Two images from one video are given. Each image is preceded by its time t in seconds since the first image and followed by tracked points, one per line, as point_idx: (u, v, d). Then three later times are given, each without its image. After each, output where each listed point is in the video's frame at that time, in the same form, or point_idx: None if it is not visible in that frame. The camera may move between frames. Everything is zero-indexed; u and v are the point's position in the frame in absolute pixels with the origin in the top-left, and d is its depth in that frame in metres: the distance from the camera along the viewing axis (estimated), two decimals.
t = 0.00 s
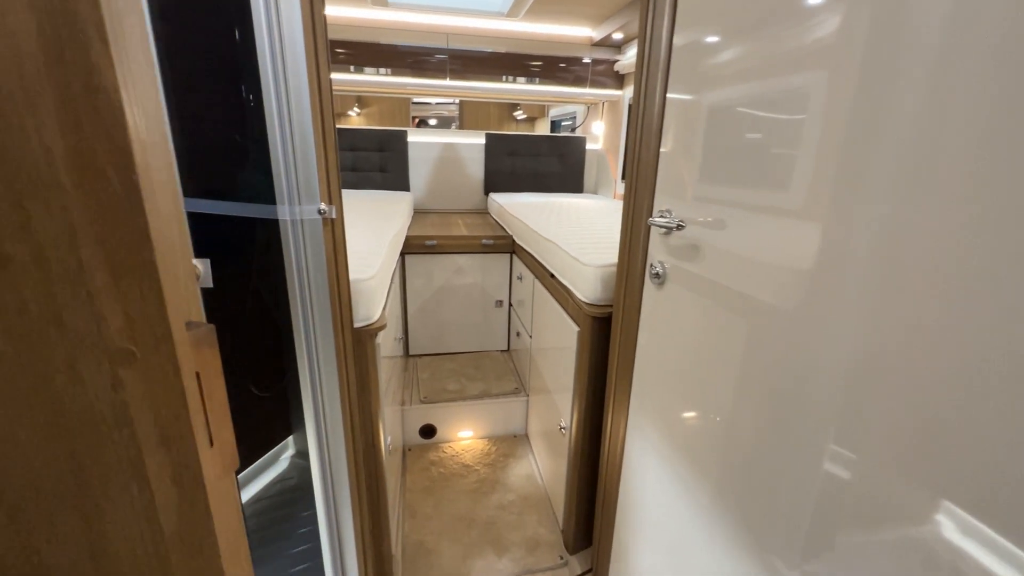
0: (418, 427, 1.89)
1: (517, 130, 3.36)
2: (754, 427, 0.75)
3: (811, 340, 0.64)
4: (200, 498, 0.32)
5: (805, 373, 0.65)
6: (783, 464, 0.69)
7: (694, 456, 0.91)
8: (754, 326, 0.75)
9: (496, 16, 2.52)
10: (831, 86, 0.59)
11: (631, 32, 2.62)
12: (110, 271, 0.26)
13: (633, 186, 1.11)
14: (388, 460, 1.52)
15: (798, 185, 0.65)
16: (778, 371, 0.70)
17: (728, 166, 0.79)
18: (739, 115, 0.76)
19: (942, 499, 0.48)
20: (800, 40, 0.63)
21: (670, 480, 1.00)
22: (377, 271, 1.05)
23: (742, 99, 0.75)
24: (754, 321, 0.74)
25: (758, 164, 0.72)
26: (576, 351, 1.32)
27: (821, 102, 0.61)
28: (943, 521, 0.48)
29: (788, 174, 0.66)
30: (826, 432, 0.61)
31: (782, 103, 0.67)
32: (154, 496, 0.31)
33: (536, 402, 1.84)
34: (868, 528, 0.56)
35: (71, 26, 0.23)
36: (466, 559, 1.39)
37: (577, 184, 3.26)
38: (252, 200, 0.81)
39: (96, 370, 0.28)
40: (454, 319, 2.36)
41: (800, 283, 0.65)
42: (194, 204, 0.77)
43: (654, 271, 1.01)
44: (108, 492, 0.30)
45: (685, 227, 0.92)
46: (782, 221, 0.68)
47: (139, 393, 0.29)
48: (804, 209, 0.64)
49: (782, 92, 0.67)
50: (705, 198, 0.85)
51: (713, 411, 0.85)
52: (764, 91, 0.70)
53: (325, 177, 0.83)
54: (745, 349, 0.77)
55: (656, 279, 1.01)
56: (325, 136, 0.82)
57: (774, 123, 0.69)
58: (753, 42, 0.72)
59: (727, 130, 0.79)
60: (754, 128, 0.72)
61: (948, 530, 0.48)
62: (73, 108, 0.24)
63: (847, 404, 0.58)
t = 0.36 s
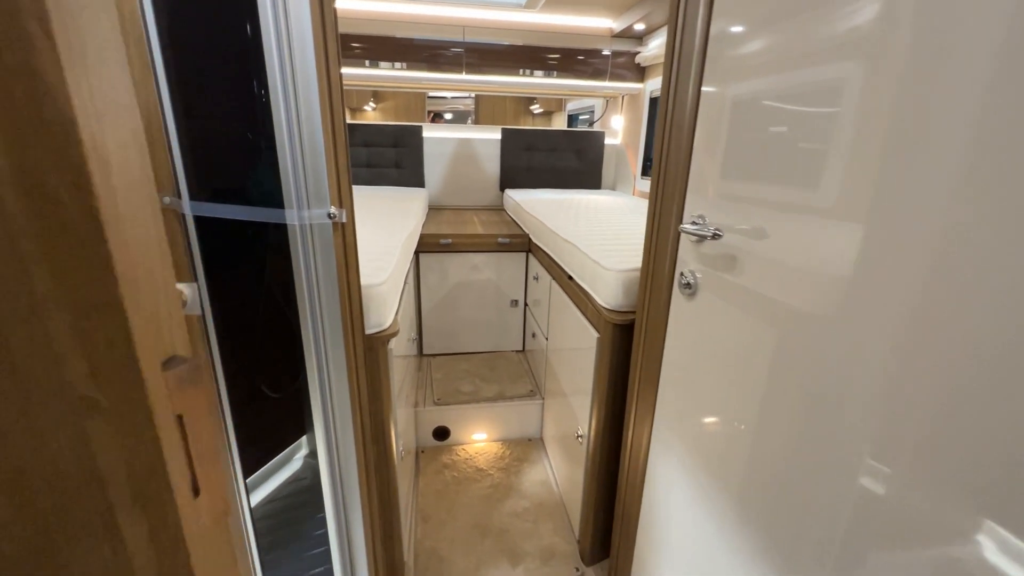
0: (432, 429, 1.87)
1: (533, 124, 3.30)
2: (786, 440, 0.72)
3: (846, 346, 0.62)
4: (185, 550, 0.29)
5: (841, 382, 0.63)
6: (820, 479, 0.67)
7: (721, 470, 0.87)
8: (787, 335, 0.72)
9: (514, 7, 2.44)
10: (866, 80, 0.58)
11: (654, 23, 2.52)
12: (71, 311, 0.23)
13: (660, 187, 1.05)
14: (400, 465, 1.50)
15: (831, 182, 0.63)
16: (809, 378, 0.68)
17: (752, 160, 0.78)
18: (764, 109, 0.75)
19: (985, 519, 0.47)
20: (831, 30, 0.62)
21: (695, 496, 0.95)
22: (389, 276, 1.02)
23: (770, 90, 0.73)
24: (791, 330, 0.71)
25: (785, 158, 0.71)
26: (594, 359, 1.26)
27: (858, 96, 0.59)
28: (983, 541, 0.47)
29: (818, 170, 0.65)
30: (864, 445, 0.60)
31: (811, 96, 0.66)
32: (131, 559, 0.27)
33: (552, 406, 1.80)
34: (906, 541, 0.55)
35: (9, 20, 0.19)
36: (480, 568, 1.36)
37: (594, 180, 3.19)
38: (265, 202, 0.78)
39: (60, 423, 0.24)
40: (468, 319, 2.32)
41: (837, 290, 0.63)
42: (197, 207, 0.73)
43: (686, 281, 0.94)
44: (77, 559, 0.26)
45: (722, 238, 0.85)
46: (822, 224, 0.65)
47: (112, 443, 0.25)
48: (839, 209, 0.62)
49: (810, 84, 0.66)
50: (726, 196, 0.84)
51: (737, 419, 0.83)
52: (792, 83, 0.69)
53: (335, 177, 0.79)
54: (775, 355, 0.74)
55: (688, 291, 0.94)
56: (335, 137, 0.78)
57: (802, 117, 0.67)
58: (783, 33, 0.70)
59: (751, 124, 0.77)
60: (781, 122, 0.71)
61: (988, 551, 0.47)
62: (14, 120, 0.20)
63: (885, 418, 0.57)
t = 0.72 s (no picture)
0: (439, 431, 1.83)
1: (544, 119, 3.23)
2: (811, 452, 0.69)
3: (877, 350, 0.58)
4: None
5: (873, 392, 0.59)
6: (852, 496, 0.63)
7: (743, 486, 0.83)
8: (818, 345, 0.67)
9: None
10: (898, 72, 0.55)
11: (671, 15, 2.44)
12: None
13: (684, 189, 0.97)
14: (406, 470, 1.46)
15: (857, 179, 0.61)
16: (838, 388, 0.64)
17: (768, 154, 0.75)
18: (781, 104, 0.72)
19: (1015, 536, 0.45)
20: (859, 22, 0.59)
21: (715, 515, 0.90)
22: (394, 279, 0.98)
23: (786, 82, 0.70)
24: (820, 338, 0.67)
25: (803, 154, 0.68)
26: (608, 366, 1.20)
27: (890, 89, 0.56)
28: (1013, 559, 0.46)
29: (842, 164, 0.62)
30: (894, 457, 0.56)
31: (833, 90, 0.63)
32: None
33: (562, 410, 1.75)
34: (934, 558, 0.53)
35: None
36: None
37: (607, 177, 3.12)
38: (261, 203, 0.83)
39: None
40: (477, 318, 2.28)
41: (869, 294, 0.59)
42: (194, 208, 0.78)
43: (710, 290, 0.87)
44: None
45: (758, 245, 0.77)
46: (856, 226, 0.61)
47: (39, 507, 0.21)
48: (870, 206, 0.59)
49: (834, 76, 0.63)
50: (742, 190, 0.81)
51: (754, 425, 0.80)
52: (812, 76, 0.66)
53: (337, 175, 0.74)
54: (799, 362, 0.71)
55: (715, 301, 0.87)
56: (337, 134, 0.73)
57: (821, 112, 0.65)
58: (809, 23, 0.66)
59: (766, 119, 0.75)
60: (798, 117, 0.69)
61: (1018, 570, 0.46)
62: None
63: (918, 426, 0.54)
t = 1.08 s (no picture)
0: (447, 433, 1.81)
1: (555, 115, 3.18)
2: (838, 463, 0.65)
3: (906, 353, 0.55)
4: None
5: (903, 398, 0.55)
6: (879, 509, 0.59)
7: (761, 495, 0.79)
8: (844, 349, 0.63)
9: None
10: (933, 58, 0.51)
11: (686, 7, 2.37)
12: None
13: (706, 190, 0.90)
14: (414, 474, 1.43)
15: (884, 169, 0.57)
16: (864, 395, 0.60)
17: (790, 148, 0.71)
18: (801, 99, 0.69)
19: None
20: (889, 9, 0.56)
21: (733, 528, 0.86)
22: (402, 281, 0.94)
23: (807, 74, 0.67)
24: (843, 342, 0.63)
25: (827, 148, 0.65)
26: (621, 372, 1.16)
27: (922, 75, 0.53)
28: None
29: (867, 155, 0.59)
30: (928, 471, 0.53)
31: (857, 83, 0.60)
32: None
33: (572, 413, 1.72)
34: None
35: None
36: None
37: (619, 174, 3.07)
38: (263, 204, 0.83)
39: None
40: (486, 318, 2.24)
41: (900, 293, 0.55)
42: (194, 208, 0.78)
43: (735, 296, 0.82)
44: None
45: (791, 250, 0.71)
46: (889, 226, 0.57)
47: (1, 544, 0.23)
48: (899, 199, 0.55)
49: (861, 68, 0.60)
50: (761, 185, 0.77)
51: (771, 429, 0.76)
52: (839, 67, 0.63)
53: (344, 175, 0.70)
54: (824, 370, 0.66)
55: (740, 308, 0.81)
56: (343, 129, 0.69)
57: (843, 107, 0.62)
58: (835, 8, 0.63)
59: (785, 115, 0.72)
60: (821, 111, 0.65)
61: None
62: None
63: (951, 434, 0.50)
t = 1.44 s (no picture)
0: (453, 434, 1.79)
1: (562, 112, 3.14)
2: (854, 474, 0.62)
3: (924, 360, 0.53)
4: None
5: (922, 407, 0.53)
6: (897, 521, 0.57)
7: (774, 506, 0.76)
8: (861, 356, 0.61)
9: None
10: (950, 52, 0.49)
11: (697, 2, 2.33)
12: None
13: (723, 194, 0.85)
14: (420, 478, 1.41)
15: (900, 167, 0.55)
16: (881, 403, 0.58)
17: (808, 147, 0.67)
18: (816, 97, 0.65)
19: None
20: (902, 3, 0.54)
21: (745, 538, 0.84)
22: (407, 286, 0.92)
23: (822, 67, 0.64)
24: (860, 349, 0.61)
25: (843, 147, 0.62)
26: (631, 377, 1.13)
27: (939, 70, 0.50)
28: None
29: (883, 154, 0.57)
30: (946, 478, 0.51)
31: (874, 79, 0.58)
32: None
33: (579, 415, 1.69)
34: None
35: None
36: None
37: (627, 172, 3.04)
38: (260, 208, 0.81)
39: None
40: (492, 318, 2.22)
41: (919, 297, 0.53)
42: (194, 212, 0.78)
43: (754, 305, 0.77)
44: None
45: (819, 260, 0.66)
46: (909, 229, 0.54)
47: None
48: (916, 199, 0.53)
49: (877, 63, 0.57)
50: (783, 188, 0.72)
51: (783, 435, 0.74)
52: (856, 62, 0.59)
53: (347, 176, 0.68)
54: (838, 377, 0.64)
55: (760, 317, 0.77)
56: (346, 128, 0.66)
57: (859, 106, 0.60)
58: (845, 2, 0.60)
59: (799, 114, 0.69)
60: (839, 109, 0.62)
61: None
62: None
63: (973, 444, 0.48)
